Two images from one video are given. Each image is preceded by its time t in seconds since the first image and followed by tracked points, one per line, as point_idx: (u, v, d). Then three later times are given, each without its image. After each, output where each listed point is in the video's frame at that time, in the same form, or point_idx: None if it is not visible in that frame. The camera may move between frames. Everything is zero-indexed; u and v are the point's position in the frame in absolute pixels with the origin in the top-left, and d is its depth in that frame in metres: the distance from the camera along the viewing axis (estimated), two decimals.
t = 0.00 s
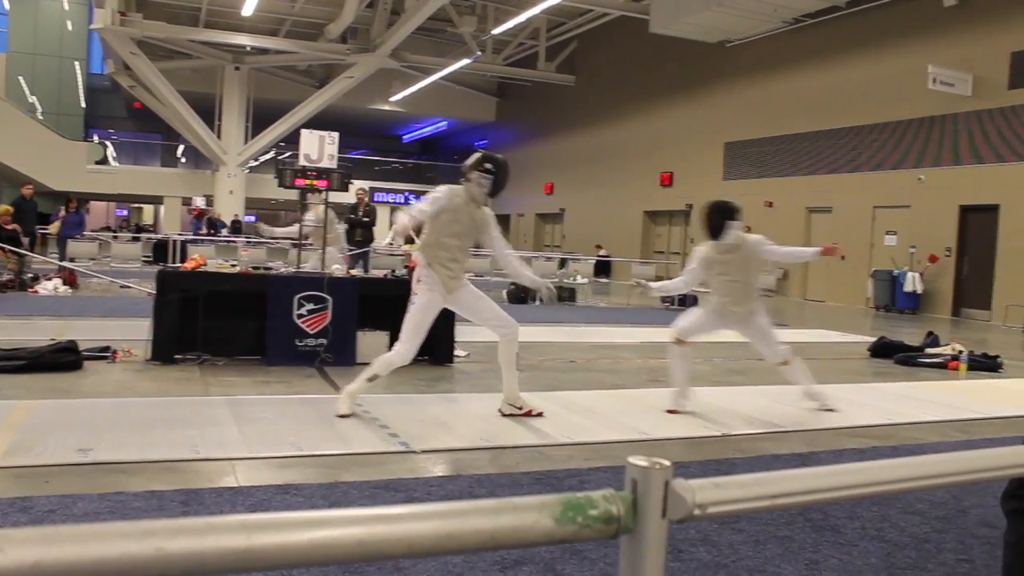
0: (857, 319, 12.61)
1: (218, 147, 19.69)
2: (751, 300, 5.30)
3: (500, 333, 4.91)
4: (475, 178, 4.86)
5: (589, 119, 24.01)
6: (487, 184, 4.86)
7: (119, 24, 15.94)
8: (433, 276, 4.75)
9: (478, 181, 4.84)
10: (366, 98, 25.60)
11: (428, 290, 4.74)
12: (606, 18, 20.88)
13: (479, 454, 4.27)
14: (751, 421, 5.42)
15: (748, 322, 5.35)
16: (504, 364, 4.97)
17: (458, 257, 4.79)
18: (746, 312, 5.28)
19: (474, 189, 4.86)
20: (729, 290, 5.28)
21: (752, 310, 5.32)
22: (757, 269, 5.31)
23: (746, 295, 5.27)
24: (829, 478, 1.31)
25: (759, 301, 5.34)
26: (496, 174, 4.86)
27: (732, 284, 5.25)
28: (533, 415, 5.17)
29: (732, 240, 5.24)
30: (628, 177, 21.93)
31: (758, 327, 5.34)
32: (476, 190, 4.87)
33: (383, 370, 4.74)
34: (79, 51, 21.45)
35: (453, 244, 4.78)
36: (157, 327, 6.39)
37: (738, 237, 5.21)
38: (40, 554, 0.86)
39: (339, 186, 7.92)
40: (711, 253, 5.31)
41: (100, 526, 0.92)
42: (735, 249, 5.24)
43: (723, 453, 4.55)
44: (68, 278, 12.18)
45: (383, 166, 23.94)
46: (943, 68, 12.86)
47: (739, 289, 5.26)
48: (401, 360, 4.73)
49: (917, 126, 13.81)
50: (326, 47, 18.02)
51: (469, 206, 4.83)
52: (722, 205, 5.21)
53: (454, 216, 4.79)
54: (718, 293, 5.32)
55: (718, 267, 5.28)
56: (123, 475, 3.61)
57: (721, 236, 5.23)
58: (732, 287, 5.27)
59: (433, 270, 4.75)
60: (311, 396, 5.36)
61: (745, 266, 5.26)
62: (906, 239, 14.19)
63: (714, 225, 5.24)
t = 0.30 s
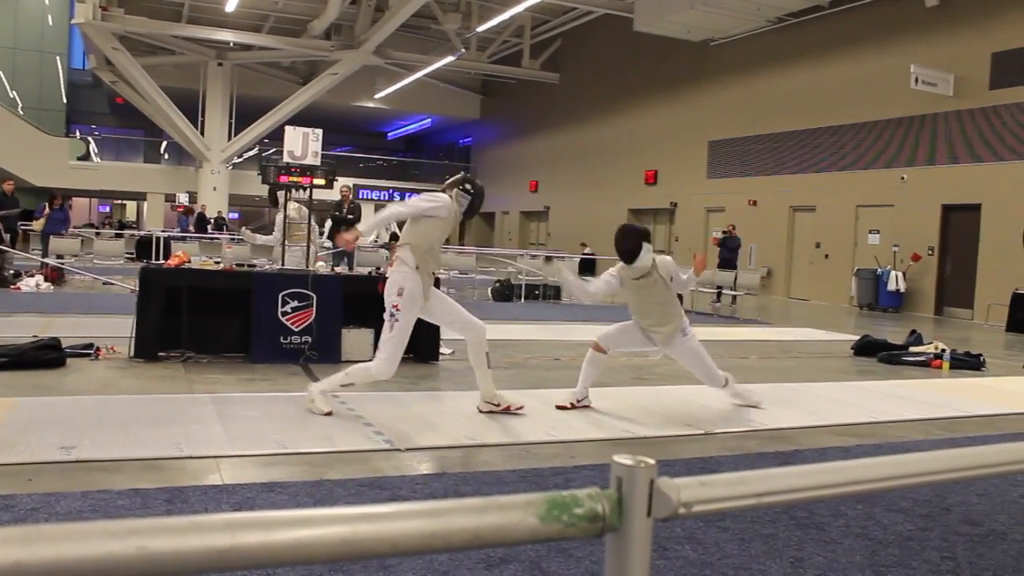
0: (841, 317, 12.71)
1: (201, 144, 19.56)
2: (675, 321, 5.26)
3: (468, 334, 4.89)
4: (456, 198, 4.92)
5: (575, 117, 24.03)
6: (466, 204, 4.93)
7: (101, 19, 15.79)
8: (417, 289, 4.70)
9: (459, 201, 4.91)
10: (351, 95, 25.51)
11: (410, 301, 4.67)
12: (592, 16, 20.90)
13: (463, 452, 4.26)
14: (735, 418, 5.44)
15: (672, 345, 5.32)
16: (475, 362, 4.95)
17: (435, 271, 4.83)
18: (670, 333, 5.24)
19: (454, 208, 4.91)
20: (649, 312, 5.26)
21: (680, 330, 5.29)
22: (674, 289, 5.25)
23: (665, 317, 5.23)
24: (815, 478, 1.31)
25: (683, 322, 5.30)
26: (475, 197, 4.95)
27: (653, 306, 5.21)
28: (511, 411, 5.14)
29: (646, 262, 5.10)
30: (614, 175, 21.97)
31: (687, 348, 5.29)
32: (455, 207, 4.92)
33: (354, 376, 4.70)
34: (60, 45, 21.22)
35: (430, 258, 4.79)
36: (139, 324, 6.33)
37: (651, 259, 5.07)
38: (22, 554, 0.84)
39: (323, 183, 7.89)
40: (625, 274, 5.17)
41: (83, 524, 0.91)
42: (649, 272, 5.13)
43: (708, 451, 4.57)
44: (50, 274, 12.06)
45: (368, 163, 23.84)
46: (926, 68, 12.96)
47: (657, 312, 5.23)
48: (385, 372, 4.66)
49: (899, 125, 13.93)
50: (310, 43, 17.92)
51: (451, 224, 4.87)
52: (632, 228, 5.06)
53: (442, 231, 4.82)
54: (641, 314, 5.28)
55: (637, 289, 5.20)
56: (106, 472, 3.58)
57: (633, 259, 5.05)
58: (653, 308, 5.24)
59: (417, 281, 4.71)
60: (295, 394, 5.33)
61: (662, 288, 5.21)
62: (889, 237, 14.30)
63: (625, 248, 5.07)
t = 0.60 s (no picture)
0: (850, 317, 12.65)
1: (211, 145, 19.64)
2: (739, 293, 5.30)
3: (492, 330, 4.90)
4: (482, 182, 4.85)
5: (584, 117, 24.01)
6: (492, 186, 4.87)
7: (110, 21, 15.87)
8: (444, 280, 4.70)
9: (485, 185, 4.85)
10: (359, 95, 25.56)
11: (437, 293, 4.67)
12: (601, 15, 20.88)
13: (473, 453, 4.26)
14: (745, 418, 5.42)
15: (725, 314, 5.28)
16: (492, 360, 4.95)
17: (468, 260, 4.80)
18: (725, 298, 5.22)
19: (482, 193, 4.86)
20: (715, 276, 5.27)
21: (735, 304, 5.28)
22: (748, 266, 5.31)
23: (733, 286, 5.27)
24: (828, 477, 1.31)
25: (741, 296, 5.32)
26: (499, 176, 4.88)
27: (721, 270, 5.26)
28: (510, 413, 5.14)
29: (727, 232, 5.25)
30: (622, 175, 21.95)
31: (739, 319, 5.26)
32: (482, 192, 4.87)
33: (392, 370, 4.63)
34: (71, 48, 21.33)
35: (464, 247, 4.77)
36: (149, 325, 6.37)
37: (731, 227, 5.23)
38: (35, 552, 0.85)
39: (332, 183, 7.90)
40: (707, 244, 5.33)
41: (94, 524, 0.92)
42: (729, 240, 5.26)
43: (719, 451, 4.56)
44: (61, 275, 12.14)
45: (376, 164, 23.89)
46: (936, 66, 12.89)
47: (727, 279, 5.26)
48: (418, 364, 4.66)
49: (910, 124, 13.86)
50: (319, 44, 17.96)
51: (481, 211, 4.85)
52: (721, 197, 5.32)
53: (477, 220, 4.74)
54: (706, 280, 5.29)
55: (712, 255, 5.30)
56: (117, 472, 3.60)
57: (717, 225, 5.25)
58: (718, 272, 5.27)
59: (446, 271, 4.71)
60: (305, 394, 5.35)
61: (736, 258, 5.27)
62: (899, 236, 14.24)
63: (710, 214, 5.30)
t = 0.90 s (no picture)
0: (855, 318, 12.62)
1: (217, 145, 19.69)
2: (797, 281, 5.62)
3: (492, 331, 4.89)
4: (481, 162, 4.86)
5: (589, 118, 24.02)
6: (492, 165, 4.86)
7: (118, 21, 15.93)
8: (452, 261, 4.69)
9: (485, 164, 4.85)
10: (365, 96, 25.62)
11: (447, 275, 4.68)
12: (607, 16, 20.91)
13: (479, 453, 4.26)
14: (751, 419, 5.42)
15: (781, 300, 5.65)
16: (490, 362, 4.95)
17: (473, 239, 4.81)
18: (784, 285, 5.62)
19: (483, 172, 4.85)
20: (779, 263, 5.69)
21: (789, 290, 5.61)
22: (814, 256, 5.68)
23: (792, 271, 5.62)
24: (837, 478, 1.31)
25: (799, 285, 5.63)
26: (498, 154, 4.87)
27: (785, 257, 5.67)
28: (516, 413, 5.15)
29: (797, 220, 5.66)
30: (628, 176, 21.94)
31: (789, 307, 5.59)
32: (483, 172, 4.86)
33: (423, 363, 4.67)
34: (78, 48, 21.41)
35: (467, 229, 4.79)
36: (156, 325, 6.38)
37: (802, 216, 5.63)
38: (46, 550, 0.86)
39: (339, 183, 7.92)
40: (777, 231, 5.76)
41: (104, 523, 0.92)
42: (797, 229, 5.66)
43: (725, 452, 4.56)
44: (67, 274, 12.18)
45: (382, 164, 23.93)
46: (943, 67, 12.85)
47: (787, 265, 5.64)
48: (441, 349, 4.67)
49: (916, 125, 13.84)
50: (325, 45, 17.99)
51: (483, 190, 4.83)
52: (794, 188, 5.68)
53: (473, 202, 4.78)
54: (770, 266, 5.73)
55: (780, 242, 5.72)
56: (124, 472, 3.61)
57: (787, 214, 5.66)
58: (782, 260, 5.69)
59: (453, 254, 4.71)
60: (311, 394, 5.35)
61: (802, 247, 5.67)
62: (906, 238, 14.21)
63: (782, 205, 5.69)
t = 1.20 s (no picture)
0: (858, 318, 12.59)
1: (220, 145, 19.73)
2: (851, 285, 5.81)
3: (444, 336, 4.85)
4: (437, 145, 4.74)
5: (592, 117, 24.00)
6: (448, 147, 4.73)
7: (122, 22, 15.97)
8: (427, 257, 4.70)
9: (440, 147, 4.73)
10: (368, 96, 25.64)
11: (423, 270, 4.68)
12: (609, 16, 20.92)
13: (482, 453, 4.26)
14: (754, 419, 5.40)
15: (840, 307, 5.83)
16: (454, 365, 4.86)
17: (443, 233, 4.82)
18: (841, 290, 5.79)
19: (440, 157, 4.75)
20: (832, 269, 5.85)
21: (846, 293, 5.79)
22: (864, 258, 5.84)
23: (846, 277, 5.79)
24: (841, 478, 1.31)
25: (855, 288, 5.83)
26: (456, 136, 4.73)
27: (839, 262, 5.81)
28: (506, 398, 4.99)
29: (850, 224, 5.79)
30: (631, 176, 21.93)
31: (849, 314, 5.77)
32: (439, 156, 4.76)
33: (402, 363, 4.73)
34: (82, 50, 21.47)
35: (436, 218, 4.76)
36: (159, 325, 6.40)
37: (854, 221, 5.77)
38: (47, 551, 0.86)
39: (341, 184, 7.91)
40: (829, 233, 5.87)
41: (106, 524, 0.92)
42: (850, 232, 5.79)
43: (727, 452, 4.55)
44: (71, 275, 12.20)
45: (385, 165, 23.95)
46: (946, 67, 12.83)
47: (841, 271, 5.81)
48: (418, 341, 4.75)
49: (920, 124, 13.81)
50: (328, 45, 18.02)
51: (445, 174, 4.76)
52: (845, 191, 5.80)
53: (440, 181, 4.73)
54: (826, 271, 5.87)
55: (831, 246, 5.84)
56: (128, 472, 3.62)
57: (840, 217, 5.79)
58: (836, 266, 5.83)
59: (426, 248, 4.72)
60: (315, 394, 5.35)
61: (854, 251, 5.81)
62: (910, 238, 14.17)
63: (834, 208, 5.81)
